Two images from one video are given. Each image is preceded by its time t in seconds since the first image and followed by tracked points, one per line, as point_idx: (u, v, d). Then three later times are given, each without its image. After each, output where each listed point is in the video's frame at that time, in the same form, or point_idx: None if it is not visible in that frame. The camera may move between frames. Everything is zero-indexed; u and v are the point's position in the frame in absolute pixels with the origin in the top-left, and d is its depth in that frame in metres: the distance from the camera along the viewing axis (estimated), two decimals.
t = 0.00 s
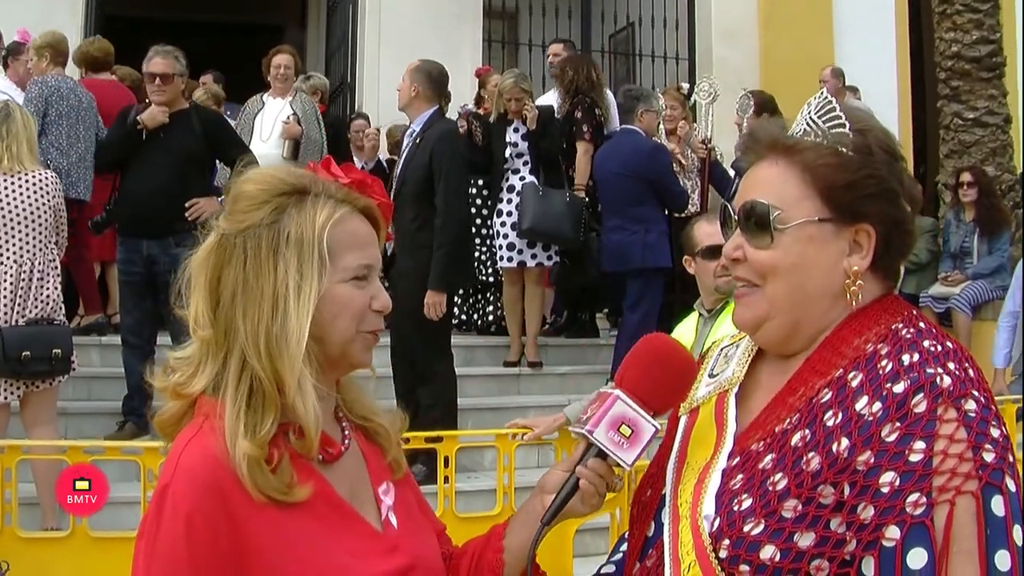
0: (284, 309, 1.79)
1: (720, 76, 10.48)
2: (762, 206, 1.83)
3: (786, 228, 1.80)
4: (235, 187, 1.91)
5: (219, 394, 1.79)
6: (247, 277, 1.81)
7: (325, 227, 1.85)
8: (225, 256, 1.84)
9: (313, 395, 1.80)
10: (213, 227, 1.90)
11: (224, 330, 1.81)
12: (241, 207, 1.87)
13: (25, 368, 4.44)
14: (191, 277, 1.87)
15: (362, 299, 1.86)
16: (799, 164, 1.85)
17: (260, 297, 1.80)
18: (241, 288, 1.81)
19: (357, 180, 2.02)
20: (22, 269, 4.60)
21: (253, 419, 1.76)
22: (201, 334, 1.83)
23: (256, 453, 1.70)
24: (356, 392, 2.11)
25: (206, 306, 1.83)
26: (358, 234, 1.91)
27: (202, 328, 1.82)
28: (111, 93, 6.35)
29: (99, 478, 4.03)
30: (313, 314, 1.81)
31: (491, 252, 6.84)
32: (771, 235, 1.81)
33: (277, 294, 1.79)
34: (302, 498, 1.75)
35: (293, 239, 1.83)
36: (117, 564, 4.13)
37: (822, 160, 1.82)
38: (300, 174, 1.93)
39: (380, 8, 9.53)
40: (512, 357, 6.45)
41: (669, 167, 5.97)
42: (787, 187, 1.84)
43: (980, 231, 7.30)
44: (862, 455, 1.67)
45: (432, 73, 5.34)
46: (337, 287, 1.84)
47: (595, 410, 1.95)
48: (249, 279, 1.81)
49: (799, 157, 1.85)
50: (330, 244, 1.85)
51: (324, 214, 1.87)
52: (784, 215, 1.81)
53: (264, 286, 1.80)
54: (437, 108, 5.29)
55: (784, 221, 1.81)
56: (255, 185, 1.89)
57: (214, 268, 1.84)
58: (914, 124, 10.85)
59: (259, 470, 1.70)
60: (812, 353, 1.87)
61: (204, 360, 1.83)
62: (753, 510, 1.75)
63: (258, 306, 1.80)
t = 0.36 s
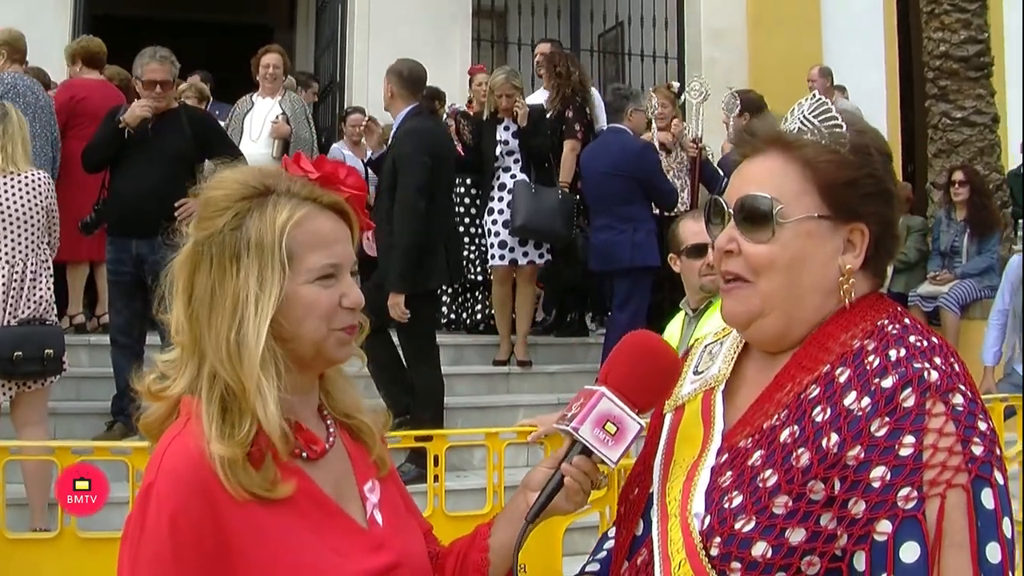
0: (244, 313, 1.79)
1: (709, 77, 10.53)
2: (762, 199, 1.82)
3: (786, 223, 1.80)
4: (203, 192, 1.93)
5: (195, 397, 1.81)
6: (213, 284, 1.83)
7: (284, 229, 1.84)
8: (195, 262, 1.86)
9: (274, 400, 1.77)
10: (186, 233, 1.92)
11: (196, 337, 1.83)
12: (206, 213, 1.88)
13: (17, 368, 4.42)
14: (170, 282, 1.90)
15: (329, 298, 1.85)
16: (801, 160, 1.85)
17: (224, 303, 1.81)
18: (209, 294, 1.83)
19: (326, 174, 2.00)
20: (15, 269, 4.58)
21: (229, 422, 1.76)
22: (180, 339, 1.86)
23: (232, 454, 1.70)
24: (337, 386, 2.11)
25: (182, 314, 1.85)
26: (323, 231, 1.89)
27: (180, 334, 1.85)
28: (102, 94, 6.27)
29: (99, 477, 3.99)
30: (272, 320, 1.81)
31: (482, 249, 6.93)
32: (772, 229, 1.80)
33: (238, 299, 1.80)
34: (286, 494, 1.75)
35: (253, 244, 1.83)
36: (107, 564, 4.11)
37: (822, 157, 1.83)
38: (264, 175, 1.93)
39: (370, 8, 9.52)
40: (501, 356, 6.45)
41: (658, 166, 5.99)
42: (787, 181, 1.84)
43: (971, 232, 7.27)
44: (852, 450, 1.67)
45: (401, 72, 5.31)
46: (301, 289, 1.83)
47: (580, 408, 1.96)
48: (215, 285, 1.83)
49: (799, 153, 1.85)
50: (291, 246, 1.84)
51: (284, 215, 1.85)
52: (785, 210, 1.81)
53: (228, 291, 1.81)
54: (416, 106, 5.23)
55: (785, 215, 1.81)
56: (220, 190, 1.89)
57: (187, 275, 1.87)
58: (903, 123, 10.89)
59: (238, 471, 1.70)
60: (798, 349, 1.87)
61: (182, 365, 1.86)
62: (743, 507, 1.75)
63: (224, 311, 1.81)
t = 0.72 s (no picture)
0: (230, 315, 1.80)
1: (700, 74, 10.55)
2: (764, 193, 1.82)
3: (788, 218, 1.81)
4: (186, 192, 1.92)
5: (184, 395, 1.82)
6: (200, 286, 1.83)
7: (268, 229, 1.84)
8: (181, 263, 1.86)
9: (262, 401, 1.78)
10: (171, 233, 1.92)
11: (184, 338, 1.84)
12: (190, 215, 1.87)
13: (11, 365, 4.42)
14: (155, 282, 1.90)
15: (316, 295, 1.85)
16: (802, 157, 1.85)
17: (211, 304, 1.81)
18: (197, 295, 1.83)
19: (308, 171, 1.98)
20: (9, 267, 4.57)
21: (218, 422, 1.76)
22: (167, 340, 1.86)
23: (222, 453, 1.70)
24: (324, 378, 2.11)
25: (169, 315, 1.86)
26: (308, 229, 1.89)
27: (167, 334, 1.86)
28: (93, 92, 6.22)
29: (99, 478, 4.01)
30: (261, 313, 1.82)
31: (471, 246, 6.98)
32: (773, 224, 1.81)
33: (224, 300, 1.81)
34: (277, 490, 1.75)
35: (238, 245, 1.83)
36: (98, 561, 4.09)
37: (824, 155, 1.83)
38: (247, 173, 1.92)
39: (360, 5, 9.51)
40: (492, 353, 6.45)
41: (649, 160, 5.98)
42: (789, 176, 1.84)
43: (960, 229, 7.30)
44: (843, 449, 1.68)
45: (381, 72, 5.44)
46: (288, 287, 1.83)
47: (565, 402, 1.95)
48: (202, 285, 1.83)
49: (802, 150, 1.85)
50: (275, 246, 1.84)
51: (269, 214, 1.85)
52: (787, 206, 1.81)
53: (214, 292, 1.81)
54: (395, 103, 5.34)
55: (788, 211, 1.81)
56: (202, 192, 1.88)
57: (173, 276, 1.86)
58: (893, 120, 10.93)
59: (229, 469, 1.70)
60: (789, 348, 1.88)
61: (170, 365, 1.86)
62: (733, 503, 1.75)
63: (212, 311, 1.81)
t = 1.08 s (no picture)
0: (236, 322, 1.79)
1: (692, 78, 10.58)
2: (758, 198, 1.83)
3: (781, 224, 1.81)
4: (185, 194, 1.90)
5: (179, 399, 1.81)
6: (200, 290, 1.82)
7: (274, 234, 1.84)
8: (179, 267, 1.85)
9: (267, 406, 1.80)
10: (165, 236, 1.91)
11: (181, 342, 1.83)
12: (189, 217, 1.86)
13: (9, 369, 4.39)
14: (148, 285, 1.88)
15: (317, 301, 1.86)
16: (799, 163, 1.85)
17: (213, 309, 1.81)
18: (198, 300, 1.82)
19: (308, 177, 1.98)
20: (7, 272, 4.56)
21: (212, 428, 1.76)
22: (161, 344, 1.85)
23: (216, 461, 1.69)
24: (316, 384, 2.11)
25: (163, 317, 1.85)
26: (309, 236, 1.90)
27: (161, 338, 1.85)
28: (84, 94, 6.21)
29: (100, 477, 3.97)
30: (266, 324, 1.82)
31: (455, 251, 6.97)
32: (767, 230, 1.81)
33: (229, 305, 1.80)
34: (269, 496, 1.75)
35: (242, 249, 1.83)
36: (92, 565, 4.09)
37: (821, 162, 1.83)
38: (249, 177, 1.92)
39: (353, 9, 9.51)
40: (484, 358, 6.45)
41: (643, 164, 5.98)
42: (785, 181, 1.84)
43: (951, 233, 7.32)
44: (834, 456, 1.68)
45: (371, 63, 5.67)
46: (292, 293, 1.84)
47: (562, 407, 1.96)
48: (203, 290, 1.82)
49: (799, 157, 1.85)
50: (281, 251, 1.85)
51: (274, 220, 1.86)
52: (782, 212, 1.81)
53: (218, 297, 1.81)
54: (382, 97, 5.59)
55: (781, 217, 1.81)
56: (202, 195, 1.87)
57: (170, 279, 1.85)
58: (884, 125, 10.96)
59: (223, 477, 1.69)
60: (782, 354, 1.88)
61: (165, 370, 1.85)
62: (725, 509, 1.76)
63: (214, 316, 1.81)
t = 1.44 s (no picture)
0: (241, 327, 1.80)
1: (693, 82, 10.58)
2: (760, 201, 1.83)
3: (785, 226, 1.80)
4: (191, 197, 1.90)
5: (183, 403, 1.81)
6: (205, 295, 1.83)
7: (281, 239, 1.84)
8: (184, 271, 1.85)
9: (270, 412, 1.79)
10: (171, 239, 1.91)
11: (184, 346, 1.83)
12: (196, 221, 1.86)
13: (19, 373, 4.38)
14: (153, 287, 1.89)
15: (322, 307, 1.85)
16: (803, 164, 1.84)
17: (219, 313, 1.81)
18: (203, 304, 1.82)
19: (315, 183, 1.97)
20: (15, 277, 4.57)
21: (215, 433, 1.75)
22: (164, 347, 1.85)
23: (220, 466, 1.69)
24: (319, 389, 2.11)
25: (167, 320, 1.85)
26: (317, 242, 1.89)
27: (165, 341, 1.85)
28: (86, 99, 6.20)
29: (99, 477, 3.95)
30: (270, 330, 1.82)
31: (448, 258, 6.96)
32: (771, 233, 1.81)
33: (234, 311, 1.80)
34: (273, 500, 1.75)
35: (249, 255, 1.83)
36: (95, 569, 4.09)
37: (825, 161, 1.82)
38: (257, 181, 1.91)
39: (354, 12, 9.52)
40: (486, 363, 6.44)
41: (647, 168, 5.99)
42: (790, 183, 1.84)
43: (952, 238, 7.31)
44: (850, 463, 1.68)
45: (375, 61, 5.81)
46: (297, 298, 1.83)
47: (568, 414, 1.94)
48: (208, 294, 1.82)
49: (802, 157, 1.84)
50: (287, 256, 1.84)
51: (281, 225, 1.85)
52: (784, 214, 1.81)
53: (223, 301, 1.81)
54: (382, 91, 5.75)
55: (784, 219, 1.81)
56: (208, 199, 1.87)
57: (174, 282, 1.86)
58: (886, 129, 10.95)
59: (226, 481, 1.69)
60: (795, 357, 1.88)
61: (169, 374, 1.85)
62: (738, 517, 1.75)
63: (219, 321, 1.81)
